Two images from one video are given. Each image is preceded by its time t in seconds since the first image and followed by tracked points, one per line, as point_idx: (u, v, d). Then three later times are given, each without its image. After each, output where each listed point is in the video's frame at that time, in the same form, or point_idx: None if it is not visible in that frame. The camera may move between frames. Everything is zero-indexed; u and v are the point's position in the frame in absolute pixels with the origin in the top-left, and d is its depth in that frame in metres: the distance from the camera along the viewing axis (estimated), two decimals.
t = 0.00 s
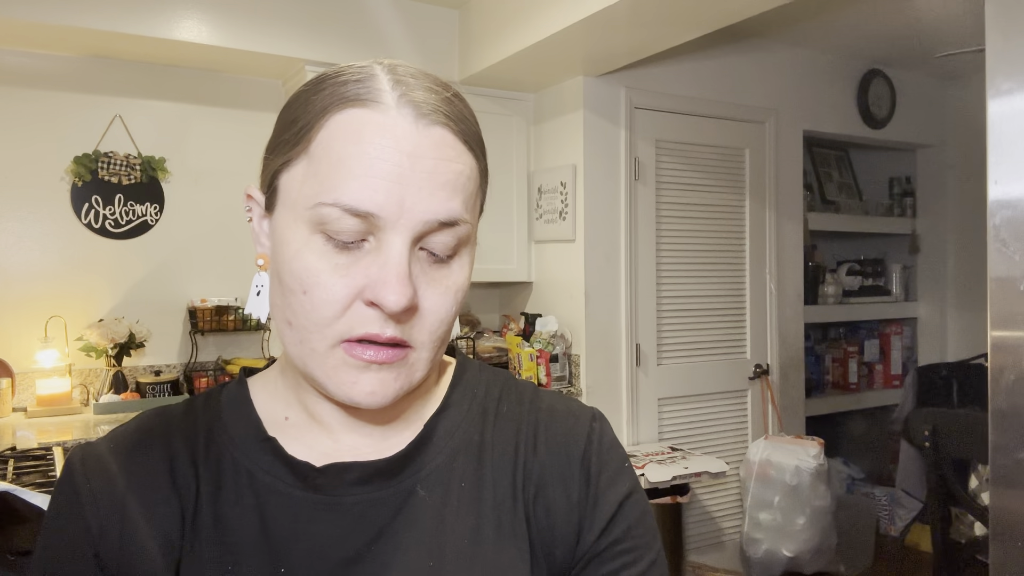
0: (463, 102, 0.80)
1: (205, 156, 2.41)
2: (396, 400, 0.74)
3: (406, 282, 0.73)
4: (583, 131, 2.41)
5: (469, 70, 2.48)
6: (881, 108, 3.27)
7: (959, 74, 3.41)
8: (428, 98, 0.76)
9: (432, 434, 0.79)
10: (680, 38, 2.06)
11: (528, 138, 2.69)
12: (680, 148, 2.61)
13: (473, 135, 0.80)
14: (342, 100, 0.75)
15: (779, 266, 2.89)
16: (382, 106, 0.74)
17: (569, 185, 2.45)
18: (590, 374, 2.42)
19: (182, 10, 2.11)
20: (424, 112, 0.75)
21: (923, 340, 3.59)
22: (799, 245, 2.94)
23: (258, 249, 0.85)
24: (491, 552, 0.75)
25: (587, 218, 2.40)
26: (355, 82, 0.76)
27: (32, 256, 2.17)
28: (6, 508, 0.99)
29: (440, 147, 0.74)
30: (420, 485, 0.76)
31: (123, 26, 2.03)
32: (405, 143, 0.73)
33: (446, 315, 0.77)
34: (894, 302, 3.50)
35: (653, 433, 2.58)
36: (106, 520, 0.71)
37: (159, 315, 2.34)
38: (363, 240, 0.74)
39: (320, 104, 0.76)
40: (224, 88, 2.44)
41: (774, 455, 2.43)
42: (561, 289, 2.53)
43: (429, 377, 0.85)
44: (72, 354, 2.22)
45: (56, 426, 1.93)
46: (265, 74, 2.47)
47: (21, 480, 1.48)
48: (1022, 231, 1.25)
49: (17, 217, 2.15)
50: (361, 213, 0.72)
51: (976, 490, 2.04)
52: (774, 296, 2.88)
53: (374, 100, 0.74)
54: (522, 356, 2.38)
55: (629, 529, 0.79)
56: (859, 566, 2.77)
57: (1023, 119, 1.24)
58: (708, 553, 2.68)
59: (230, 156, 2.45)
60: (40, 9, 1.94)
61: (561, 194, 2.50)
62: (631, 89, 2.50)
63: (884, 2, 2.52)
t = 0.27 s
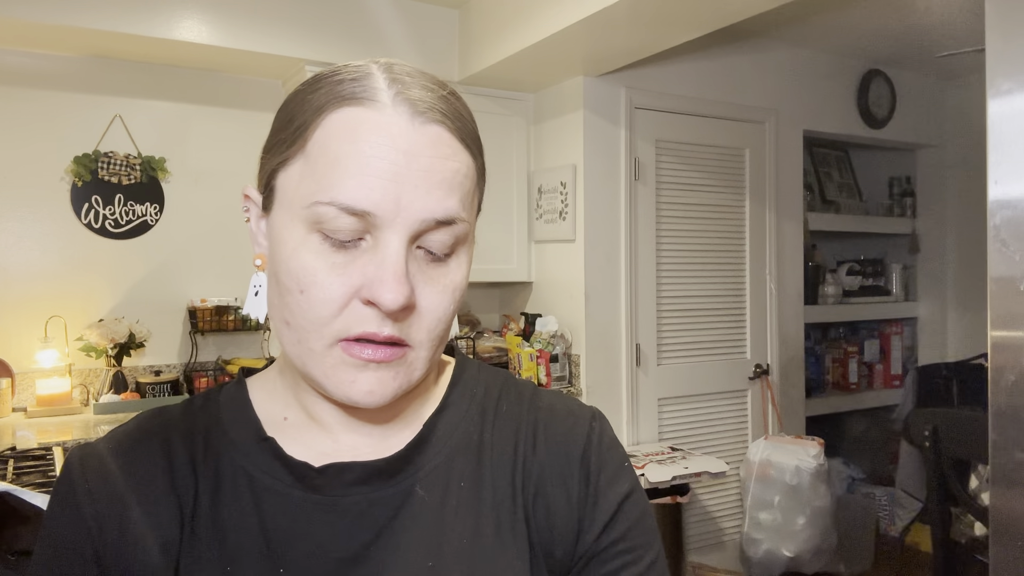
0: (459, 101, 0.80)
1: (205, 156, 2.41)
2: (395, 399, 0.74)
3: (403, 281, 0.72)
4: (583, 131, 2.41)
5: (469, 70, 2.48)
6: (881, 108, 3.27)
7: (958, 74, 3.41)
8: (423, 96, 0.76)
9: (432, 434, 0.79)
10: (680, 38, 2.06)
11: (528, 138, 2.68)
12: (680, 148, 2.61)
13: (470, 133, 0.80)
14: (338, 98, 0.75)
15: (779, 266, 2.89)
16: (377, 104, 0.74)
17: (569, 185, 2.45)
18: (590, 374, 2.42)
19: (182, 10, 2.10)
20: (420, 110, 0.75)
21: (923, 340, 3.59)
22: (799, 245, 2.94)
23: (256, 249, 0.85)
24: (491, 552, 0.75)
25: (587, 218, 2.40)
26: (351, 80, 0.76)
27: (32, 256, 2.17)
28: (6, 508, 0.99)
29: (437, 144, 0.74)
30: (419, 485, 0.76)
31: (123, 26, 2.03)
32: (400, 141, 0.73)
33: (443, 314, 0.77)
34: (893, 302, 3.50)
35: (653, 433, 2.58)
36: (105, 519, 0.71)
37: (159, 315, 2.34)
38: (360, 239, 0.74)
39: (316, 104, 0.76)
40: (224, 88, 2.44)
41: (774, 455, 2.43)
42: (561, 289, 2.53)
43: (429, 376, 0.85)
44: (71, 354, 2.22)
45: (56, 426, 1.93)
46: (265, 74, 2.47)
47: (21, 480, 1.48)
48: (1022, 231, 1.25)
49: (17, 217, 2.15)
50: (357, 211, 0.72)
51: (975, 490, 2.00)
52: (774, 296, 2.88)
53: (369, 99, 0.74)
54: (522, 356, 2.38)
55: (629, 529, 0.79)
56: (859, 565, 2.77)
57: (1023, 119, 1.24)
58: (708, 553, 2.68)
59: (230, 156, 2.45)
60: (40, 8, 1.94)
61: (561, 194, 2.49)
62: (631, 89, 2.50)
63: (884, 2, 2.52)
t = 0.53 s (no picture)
0: (458, 100, 0.80)
1: (205, 156, 2.41)
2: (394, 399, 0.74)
3: (402, 280, 0.73)
4: (583, 131, 2.41)
5: (470, 70, 2.48)
6: (881, 108, 3.27)
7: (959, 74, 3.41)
8: (421, 95, 0.76)
9: (431, 435, 0.79)
10: (680, 38, 2.06)
11: (528, 138, 2.68)
12: (680, 148, 2.61)
13: (468, 132, 0.80)
14: (335, 98, 0.75)
15: (779, 266, 2.89)
16: (375, 104, 0.74)
17: (569, 185, 2.45)
18: (590, 374, 2.42)
19: (182, 10, 2.11)
20: (417, 109, 0.75)
21: (923, 340, 3.59)
22: (799, 245, 2.94)
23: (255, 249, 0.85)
24: (490, 553, 0.75)
25: (587, 218, 2.40)
26: (349, 80, 0.76)
27: (32, 256, 2.17)
28: (6, 508, 0.99)
29: (435, 144, 0.74)
30: (419, 486, 0.76)
31: (123, 26, 2.03)
32: (398, 140, 0.73)
33: (442, 314, 0.77)
34: (894, 302, 3.50)
35: (653, 433, 2.58)
36: (104, 520, 0.71)
37: (159, 315, 2.34)
38: (358, 239, 0.74)
39: (313, 103, 0.76)
40: (224, 88, 2.44)
41: (773, 455, 2.43)
42: (561, 289, 2.53)
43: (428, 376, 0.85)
44: (72, 354, 2.22)
45: (56, 426, 1.93)
46: (265, 74, 2.47)
47: (21, 480, 1.48)
48: (1022, 231, 1.25)
49: (17, 217, 2.15)
50: (355, 211, 0.72)
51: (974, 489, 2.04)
52: (774, 296, 2.88)
53: (367, 98, 0.74)
54: (522, 356, 2.38)
55: (628, 529, 0.79)
56: (859, 566, 2.76)
57: (1023, 119, 1.24)
58: (708, 553, 2.68)
59: (230, 156, 2.45)
60: (41, 9, 1.94)
61: (561, 194, 2.49)
62: (631, 89, 2.50)
63: (884, 2, 2.52)
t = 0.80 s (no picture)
0: (456, 99, 0.81)
1: (205, 156, 2.41)
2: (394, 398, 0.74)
3: (401, 279, 0.72)
4: (583, 131, 2.41)
5: (469, 70, 2.48)
6: (881, 108, 3.27)
7: (958, 75, 3.41)
8: (420, 94, 0.76)
9: (431, 435, 0.79)
10: (680, 38, 2.06)
11: (528, 138, 2.68)
12: (680, 148, 2.61)
13: (467, 131, 0.80)
14: (334, 96, 0.75)
15: (779, 266, 2.89)
16: (373, 103, 0.74)
17: (569, 185, 2.45)
18: (590, 374, 2.42)
19: (182, 10, 2.10)
20: (416, 108, 0.75)
21: (923, 340, 3.59)
22: (799, 245, 2.94)
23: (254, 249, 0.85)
24: (490, 553, 0.75)
25: (587, 218, 2.40)
26: (347, 79, 0.76)
27: (32, 256, 2.17)
28: (6, 508, 0.99)
29: (434, 143, 0.74)
30: (418, 486, 0.76)
31: (123, 26, 2.03)
32: (397, 139, 0.73)
33: (442, 313, 0.77)
34: (894, 302, 3.50)
35: (653, 433, 2.58)
36: (104, 519, 0.71)
37: (159, 315, 2.34)
38: (357, 238, 0.74)
39: (312, 102, 0.76)
40: (224, 88, 2.44)
41: (773, 455, 2.43)
42: (561, 289, 2.53)
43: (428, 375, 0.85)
44: (72, 354, 2.22)
45: (56, 426, 1.93)
46: (265, 74, 2.46)
47: (21, 481, 1.48)
48: (1022, 231, 1.25)
49: (17, 217, 2.15)
50: (354, 210, 0.72)
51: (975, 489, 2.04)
52: (774, 296, 2.88)
53: (366, 97, 0.74)
54: (522, 356, 2.38)
55: (628, 530, 0.79)
56: (859, 566, 2.76)
57: (1023, 119, 1.24)
58: (708, 553, 2.68)
59: (230, 156, 2.45)
60: (40, 9, 1.94)
61: (561, 194, 2.49)
62: (631, 89, 2.50)
63: (884, 2, 2.52)
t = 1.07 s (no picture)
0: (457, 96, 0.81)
1: (205, 156, 2.41)
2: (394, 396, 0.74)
3: (402, 276, 0.72)
4: (583, 132, 2.41)
5: (469, 70, 2.47)
6: (881, 108, 3.27)
7: (958, 75, 3.41)
8: (420, 90, 0.76)
9: (431, 435, 0.79)
10: (680, 38, 2.06)
11: (528, 138, 2.68)
12: (680, 148, 2.61)
13: (468, 128, 0.80)
14: (334, 94, 0.75)
15: (779, 266, 2.89)
16: (373, 100, 0.74)
17: (569, 185, 2.45)
18: (590, 374, 2.42)
19: (182, 10, 2.10)
20: (416, 105, 0.75)
21: (923, 340, 3.59)
22: (799, 245, 2.94)
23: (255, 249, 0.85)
24: (491, 553, 0.75)
25: (587, 218, 2.40)
26: (348, 77, 0.76)
27: (32, 256, 2.17)
28: (6, 509, 0.99)
29: (434, 140, 0.75)
30: (419, 486, 0.76)
31: (123, 26, 2.03)
32: (397, 136, 0.73)
33: (443, 310, 0.77)
34: (894, 302, 3.50)
35: (653, 433, 2.58)
36: (105, 520, 0.71)
37: (159, 315, 2.33)
38: (358, 236, 0.74)
39: (312, 100, 0.76)
40: (224, 88, 2.44)
41: (774, 455, 2.43)
42: (561, 289, 2.53)
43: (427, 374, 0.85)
44: (72, 354, 2.22)
45: (56, 426, 1.93)
46: (265, 74, 2.46)
47: (21, 481, 1.48)
48: (1022, 232, 1.25)
49: (17, 217, 2.15)
50: (354, 207, 0.72)
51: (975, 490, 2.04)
52: (774, 295, 2.88)
53: (366, 95, 0.74)
54: (522, 356, 2.38)
55: (629, 530, 0.80)
56: (859, 566, 2.76)
57: (1023, 119, 1.24)
58: (708, 553, 2.68)
59: (230, 156, 2.45)
60: (40, 8, 1.94)
61: (561, 194, 2.49)
62: (631, 89, 2.50)
63: (884, 2, 2.52)
